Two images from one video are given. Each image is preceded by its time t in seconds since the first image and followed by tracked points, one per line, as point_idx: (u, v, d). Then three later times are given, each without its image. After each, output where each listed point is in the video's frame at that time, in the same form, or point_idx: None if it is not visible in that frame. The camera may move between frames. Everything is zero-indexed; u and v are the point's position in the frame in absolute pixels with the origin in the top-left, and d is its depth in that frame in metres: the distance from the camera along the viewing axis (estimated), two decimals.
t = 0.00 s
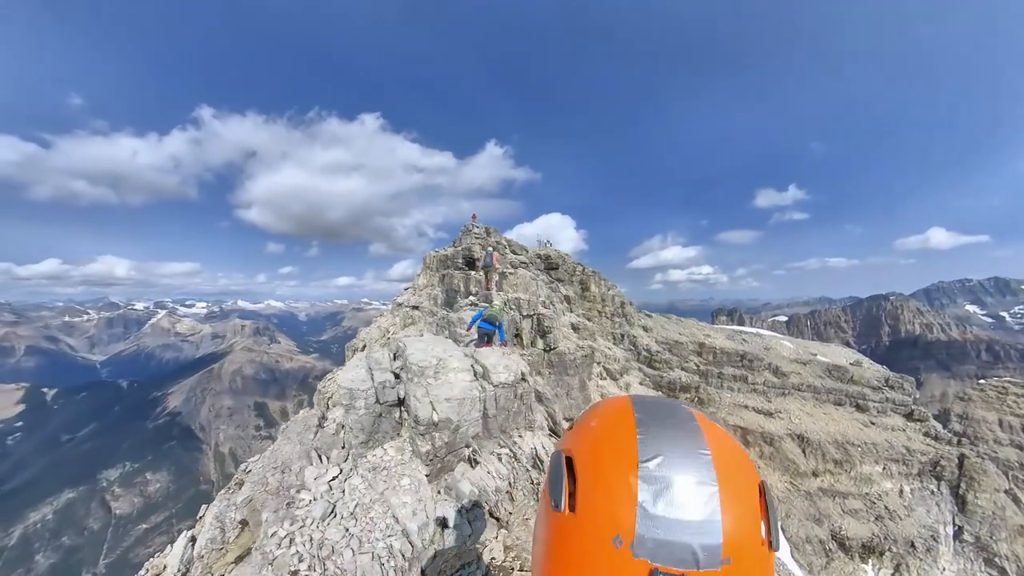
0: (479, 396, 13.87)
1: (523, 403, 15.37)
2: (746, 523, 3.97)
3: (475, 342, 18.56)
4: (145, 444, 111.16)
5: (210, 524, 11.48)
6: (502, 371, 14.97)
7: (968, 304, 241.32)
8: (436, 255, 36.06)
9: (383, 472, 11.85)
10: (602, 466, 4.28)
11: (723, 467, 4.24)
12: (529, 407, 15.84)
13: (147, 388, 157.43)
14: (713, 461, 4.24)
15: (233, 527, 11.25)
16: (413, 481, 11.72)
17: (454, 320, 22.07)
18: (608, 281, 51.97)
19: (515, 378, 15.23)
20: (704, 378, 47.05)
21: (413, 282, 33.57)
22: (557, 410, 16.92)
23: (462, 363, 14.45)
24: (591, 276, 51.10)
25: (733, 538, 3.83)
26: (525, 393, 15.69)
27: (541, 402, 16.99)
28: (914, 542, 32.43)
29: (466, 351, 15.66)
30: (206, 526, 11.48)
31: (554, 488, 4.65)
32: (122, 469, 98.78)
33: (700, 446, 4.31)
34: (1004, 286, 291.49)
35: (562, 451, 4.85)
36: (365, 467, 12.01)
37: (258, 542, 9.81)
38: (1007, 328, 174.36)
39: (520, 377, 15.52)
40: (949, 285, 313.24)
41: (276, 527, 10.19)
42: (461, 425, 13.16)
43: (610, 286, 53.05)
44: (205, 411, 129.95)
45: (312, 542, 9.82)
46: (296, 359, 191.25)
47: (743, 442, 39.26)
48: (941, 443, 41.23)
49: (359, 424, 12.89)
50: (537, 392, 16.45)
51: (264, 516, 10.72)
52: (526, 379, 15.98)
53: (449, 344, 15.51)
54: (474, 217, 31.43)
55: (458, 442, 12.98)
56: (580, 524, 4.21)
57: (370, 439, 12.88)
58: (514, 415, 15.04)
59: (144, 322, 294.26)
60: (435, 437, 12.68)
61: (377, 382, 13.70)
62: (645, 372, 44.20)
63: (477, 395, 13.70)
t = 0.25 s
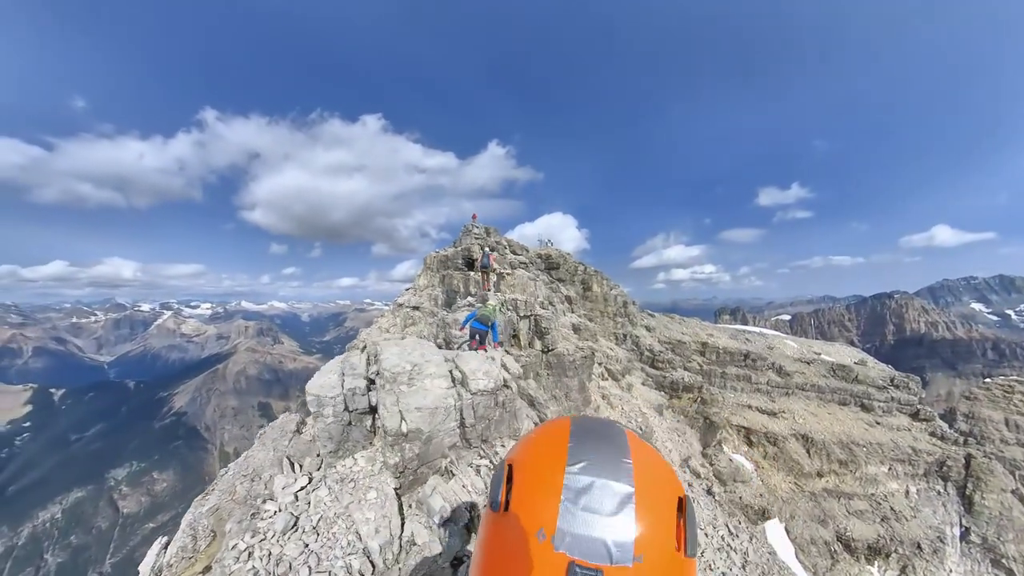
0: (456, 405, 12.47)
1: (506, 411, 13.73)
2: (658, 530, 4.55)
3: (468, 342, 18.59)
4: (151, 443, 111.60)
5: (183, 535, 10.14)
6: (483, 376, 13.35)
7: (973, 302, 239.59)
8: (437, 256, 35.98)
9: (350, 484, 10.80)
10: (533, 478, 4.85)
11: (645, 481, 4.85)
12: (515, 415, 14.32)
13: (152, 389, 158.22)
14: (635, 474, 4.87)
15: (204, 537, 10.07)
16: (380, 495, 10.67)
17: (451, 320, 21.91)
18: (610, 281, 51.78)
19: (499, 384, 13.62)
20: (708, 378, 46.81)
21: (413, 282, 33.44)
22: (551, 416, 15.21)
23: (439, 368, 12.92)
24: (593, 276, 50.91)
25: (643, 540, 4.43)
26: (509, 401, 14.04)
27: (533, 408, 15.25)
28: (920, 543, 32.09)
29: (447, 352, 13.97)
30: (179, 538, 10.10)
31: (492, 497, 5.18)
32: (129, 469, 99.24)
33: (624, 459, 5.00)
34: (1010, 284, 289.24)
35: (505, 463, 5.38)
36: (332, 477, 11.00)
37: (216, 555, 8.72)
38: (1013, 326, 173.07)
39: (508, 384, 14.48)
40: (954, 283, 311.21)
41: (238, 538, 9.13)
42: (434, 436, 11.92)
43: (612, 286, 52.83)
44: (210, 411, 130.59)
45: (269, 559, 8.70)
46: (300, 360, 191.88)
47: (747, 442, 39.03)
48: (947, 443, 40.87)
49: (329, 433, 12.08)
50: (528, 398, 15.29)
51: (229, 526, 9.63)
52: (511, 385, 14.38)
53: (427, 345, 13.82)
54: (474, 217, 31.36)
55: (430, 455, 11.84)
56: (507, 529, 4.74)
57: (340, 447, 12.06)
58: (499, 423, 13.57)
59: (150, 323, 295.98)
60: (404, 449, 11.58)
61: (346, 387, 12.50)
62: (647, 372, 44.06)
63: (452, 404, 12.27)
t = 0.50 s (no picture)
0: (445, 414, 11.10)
1: (500, 421, 12.09)
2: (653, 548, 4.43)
3: (466, 343, 18.27)
4: (155, 442, 112.04)
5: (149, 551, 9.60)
6: (475, 384, 12.00)
7: (979, 303, 237.75)
8: (438, 256, 35.95)
9: (325, 502, 9.33)
10: (529, 494, 4.77)
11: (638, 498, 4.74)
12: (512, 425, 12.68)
13: (157, 388, 159.12)
14: (629, 490, 4.78)
15: (174, 552, 9.51)
16: (357, 517, 9.21)
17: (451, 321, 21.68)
18: (612, 281, 51.65)
19: (492, 392, 12.12)
20: (710, 379, 46.60)
21: (415, 283, 33.36)
22: (551, 423, 14.77)
23: (427, 374, 11.70)
24: (595, 277, 50.76)
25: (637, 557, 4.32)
26: (503, 410, 12.35)
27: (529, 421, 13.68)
28: (927, 548, 31.66)
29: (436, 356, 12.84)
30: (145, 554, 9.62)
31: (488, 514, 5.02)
32: (133, 467, 99.72)
33: (618, 476, 4.91)
34: (1016, 285, 286.86)
35: (500, 480, 5.26)
36: (306, 493, 9.52)
37: None
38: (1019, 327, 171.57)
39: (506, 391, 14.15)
40: (960, 283, 308.83)
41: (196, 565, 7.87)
42: (419, 450, 10.48)
43: (614, 287, 52.68)
44: (213, 411, 131.13)
45: None
46: (302, 360, 192.50)
47: (750, 445, 38.69)
48: (954, 446, 40.40)
49: (308, 444, 10.49)
50: (527, 403, 15.00)
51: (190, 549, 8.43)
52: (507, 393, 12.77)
53: (413, 351, 12.78)
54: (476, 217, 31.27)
55: (415, 470, 10.38)
56: (503, 549, 4.57)
57: (316, 459, 10.38)
58: (491, 434, 11.84)
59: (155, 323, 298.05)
60: (387, 463, 10.13)
61: (326, 392, 11.13)
62: (649, 373, 43.94)
63: (439, 414, 10.85)
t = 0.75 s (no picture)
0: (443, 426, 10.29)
1: (507, 430, 11.58)
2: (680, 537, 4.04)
3: (469, 342, 17.99)
4: (159, 442, 112.45)
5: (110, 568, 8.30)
6: (477, 390, 11.33)
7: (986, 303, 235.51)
8: (440, 256, 35.86)
9: (304, 527, 8.30)
10: (556, 486, 4.35)
11: (666, 489, 4.33)
12: (520, 433, 12.05)
13: (161, 388, 159.94)
14: (654, 479, 4.38)
15: None
16: (341, 544, 8.14)
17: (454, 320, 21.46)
18: (615, 281, 51.44)
19: (499, 398, 11.52)
20: (715, 380, 46.27)
21: (417, 283, 33.24)
22: (559, 428, 14.50)
23: (423, 380, 10.92)
24: (598, 276, 50.58)
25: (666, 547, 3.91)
26: (511, 417, 11.83)
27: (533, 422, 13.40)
28: (936, 550, 31.11)
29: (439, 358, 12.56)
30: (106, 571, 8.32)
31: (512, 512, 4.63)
32: (138, 467, 100.12)
33: (642, 466, 4.49)
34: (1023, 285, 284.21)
35: (524, 473, 4.82)
36: (284, 518, 8.46)
37: None
38: None
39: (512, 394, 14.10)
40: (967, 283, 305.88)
41: None
42: (413, 466, 9.66)
43: (617, 286, 52.48)
44: (218, 411, 131.65)
45: None
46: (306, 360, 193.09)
47: (755, 445, 38.39)
48: (962, 447, 39.92)
49: (290, 459, 9.40)
50: (532, 406, 14.94)
51: None
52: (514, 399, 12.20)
53: (409, 353, 11.99)
54: (479, 217, 31.14)
55: (411, 487, 9.64)
56: (529, 545, 4.16)
57: (298, 475, 9.32)
58: (498, 443, 11.33)
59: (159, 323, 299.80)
60: (377, 482, 9.27)
61: (311, 397, 10.14)
62: (653, 374, 43.70)
63: (437, 425, 10.05)
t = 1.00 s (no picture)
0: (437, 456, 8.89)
1: (513, 455, 10.67)
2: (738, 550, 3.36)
3: (470, 347, 17.77)
4: (164, 441, 113.08)
5: None
6: (476, 414, 10.14)
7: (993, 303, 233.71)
8: (442, 256, 35.74)
9: None
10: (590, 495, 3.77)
11: (714, 498, 3.68)
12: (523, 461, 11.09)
13: (165, 387, 160.74)
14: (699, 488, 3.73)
15: None
16: None
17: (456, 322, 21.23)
18: (618, 282, 51.23)
19: (502, 422, 10.43)
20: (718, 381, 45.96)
21: (419, 283, 33.07)
22: (565, 439, 14.16)
23: (415, 401, 9.56)
24: (601, 277, 50.34)
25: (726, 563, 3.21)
26: (517, 442, 11.04)
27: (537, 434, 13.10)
28: (942, 555, 30.51)
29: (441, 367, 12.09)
30: None
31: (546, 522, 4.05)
32: (143, 465, 100.65)
33: (683, 474, 3.85)
34: None
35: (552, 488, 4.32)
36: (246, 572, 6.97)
37: None
38: None
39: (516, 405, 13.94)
40: (974, 283, 302.85)
41: None
42: (401, 506, 8.19)
43: (620, 287, 52.27)
44: (222, 410, 132.27)
45: None
46: (309, 360, 193.87)
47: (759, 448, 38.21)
48: (971, 450, 39.42)
49: (254, 497, 8.51)
50: (539, 417, 14.58)
51: None
52: (518, 423, 11.16)
53: (398, 368, 10.61)
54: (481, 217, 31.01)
55: (399, 529, 8.22)
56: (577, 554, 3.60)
57: (264, 513, 8.45)
58: (501, 472, 10.44)
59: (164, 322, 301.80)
60: (355, 527, 7.77)
61: (280, 422, 9.14)
62: (657, 375, 43.41)
63: (428, 459, 8.61)
